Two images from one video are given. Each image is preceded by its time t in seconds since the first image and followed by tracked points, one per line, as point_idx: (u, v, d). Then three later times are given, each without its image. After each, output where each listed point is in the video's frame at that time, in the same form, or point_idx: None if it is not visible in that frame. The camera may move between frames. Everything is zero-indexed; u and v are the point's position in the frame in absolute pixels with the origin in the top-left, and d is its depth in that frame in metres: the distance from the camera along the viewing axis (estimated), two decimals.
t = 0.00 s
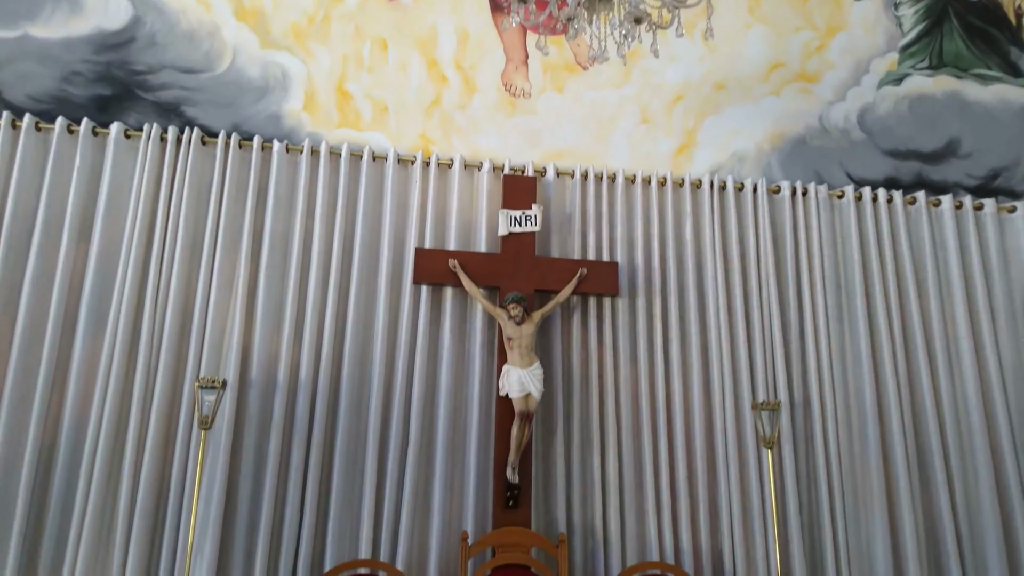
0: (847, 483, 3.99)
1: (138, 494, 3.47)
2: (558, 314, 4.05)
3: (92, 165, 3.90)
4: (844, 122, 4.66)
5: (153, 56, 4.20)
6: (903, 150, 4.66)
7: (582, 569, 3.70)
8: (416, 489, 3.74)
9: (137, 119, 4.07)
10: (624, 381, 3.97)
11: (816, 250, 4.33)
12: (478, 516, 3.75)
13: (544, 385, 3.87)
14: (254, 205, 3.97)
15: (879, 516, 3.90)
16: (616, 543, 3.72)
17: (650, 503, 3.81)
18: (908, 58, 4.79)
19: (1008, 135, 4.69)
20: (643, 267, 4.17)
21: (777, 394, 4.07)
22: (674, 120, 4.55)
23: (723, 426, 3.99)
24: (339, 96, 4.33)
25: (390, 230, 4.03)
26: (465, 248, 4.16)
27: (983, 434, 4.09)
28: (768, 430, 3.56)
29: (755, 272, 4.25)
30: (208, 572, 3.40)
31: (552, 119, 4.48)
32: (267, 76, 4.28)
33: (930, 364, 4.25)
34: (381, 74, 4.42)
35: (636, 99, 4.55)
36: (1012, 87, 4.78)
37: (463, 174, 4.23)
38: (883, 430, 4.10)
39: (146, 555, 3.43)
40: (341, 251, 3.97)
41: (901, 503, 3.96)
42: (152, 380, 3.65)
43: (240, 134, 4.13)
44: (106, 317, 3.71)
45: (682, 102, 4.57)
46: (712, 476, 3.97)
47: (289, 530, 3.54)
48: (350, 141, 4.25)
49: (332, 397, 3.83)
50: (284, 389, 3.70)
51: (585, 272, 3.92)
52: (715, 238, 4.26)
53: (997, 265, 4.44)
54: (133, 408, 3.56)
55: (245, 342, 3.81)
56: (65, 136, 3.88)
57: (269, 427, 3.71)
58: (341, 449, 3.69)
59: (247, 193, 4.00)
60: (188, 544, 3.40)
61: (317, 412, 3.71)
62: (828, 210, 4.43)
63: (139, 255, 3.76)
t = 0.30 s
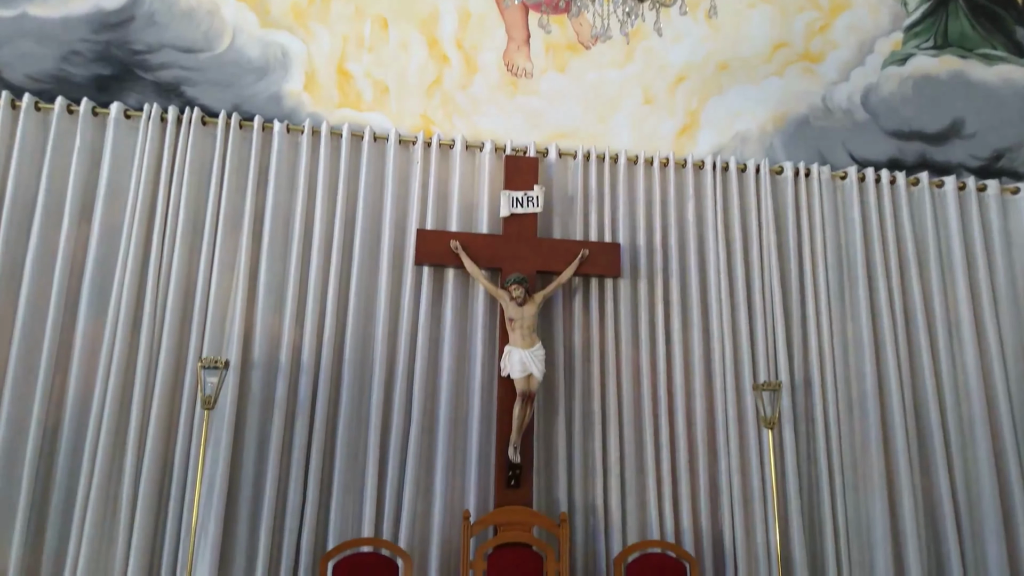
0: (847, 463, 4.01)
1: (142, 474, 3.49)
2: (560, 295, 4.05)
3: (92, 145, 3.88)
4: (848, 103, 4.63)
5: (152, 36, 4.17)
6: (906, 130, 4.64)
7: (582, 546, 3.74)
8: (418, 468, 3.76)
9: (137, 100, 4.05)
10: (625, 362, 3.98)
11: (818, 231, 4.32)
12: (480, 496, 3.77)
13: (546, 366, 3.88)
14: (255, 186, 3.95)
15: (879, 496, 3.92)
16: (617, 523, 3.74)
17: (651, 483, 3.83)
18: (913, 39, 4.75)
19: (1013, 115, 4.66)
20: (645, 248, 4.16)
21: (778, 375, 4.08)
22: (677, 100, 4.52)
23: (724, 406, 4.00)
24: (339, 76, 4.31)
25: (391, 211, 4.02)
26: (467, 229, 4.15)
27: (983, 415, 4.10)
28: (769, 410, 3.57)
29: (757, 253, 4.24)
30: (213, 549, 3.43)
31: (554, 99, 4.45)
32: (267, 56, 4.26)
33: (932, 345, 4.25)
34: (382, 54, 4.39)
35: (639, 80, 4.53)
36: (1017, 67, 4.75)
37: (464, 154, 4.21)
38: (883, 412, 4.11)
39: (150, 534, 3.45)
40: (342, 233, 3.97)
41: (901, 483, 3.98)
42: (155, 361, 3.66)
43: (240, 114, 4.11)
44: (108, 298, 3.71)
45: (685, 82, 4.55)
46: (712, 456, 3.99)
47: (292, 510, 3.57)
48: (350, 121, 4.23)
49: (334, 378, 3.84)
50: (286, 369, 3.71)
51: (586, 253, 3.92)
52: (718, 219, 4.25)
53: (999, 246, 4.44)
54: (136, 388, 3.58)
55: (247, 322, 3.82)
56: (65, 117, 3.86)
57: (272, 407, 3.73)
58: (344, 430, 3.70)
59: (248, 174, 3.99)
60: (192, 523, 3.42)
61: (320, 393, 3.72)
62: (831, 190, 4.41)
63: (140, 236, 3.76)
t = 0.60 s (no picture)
0: (847, 443, 4.03)
1: (146, 453, 3.51)
2: (561, 276, 4.05)
3: (92, 125, 3.87)
4: (851, 82, 4.60)
5: (150, 14, 4.14)
6: (910, 109, 4.62)
7: (583, 524, 3.78)
8: (420, 448, 3.77)
9: (135, 79, 4.03)
10: (626, 342, 3.99)
11: (820, 210, 4.30)
12: (481, 474, 3.80)
13: (547, 346, 3.89)
14: (255, 165, 3.94)
15: (878, 476, 3.94)
16: (618, 502, 3.77)
17: (651, 462, 3.85)
18: (917, 16, 4.70)
19: (1018, 94, 4.63)
20: (646, 229, 4.16)
21: (779, 355, 4.08)
22: (679, 79, 4.49)
23: (724, 386, 4.01)
24: (339, 55, 4.28)
25: (392, 191, 4.01)
26: (468, 209, 4.14)
27: (983, 396, 4.12)
28: (769, 390, 3.57)
29: (759, 233, 4.23)
30: (216, 528, 3.46)
31: (555, 78, 4.42)
32: (266, 35, 4.22)
33: (933, 326, 4.25)
34: (382, 32, 4.35)
35: (641, 58, 4.49)
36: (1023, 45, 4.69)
37: (464, 134, 4.19)
38: (883, 392, 4.12)
39: (155, 512, 3.48)
40: (343, 213, 3.96)
41: (900, 463, 4.00)
42: (156, 341, 3.66)
43: (239, 93, 4.09)
44: (109, 277, 3.72)
45: (687, 61, 4.51)
46: (712, 435, 4.01)
47: (296, 488, 3.59)
48: (350, 101, 4.21)
49: (336, 358, 3.85)
50: (288, 349, 3.72)
51: (587, 233, 3.91)
52: (719, 199, 4.24)
53: (1001, 226, 4.43)
54: (138, 368, 3.59)
55: (248, 302, 3.82)
56: (64, 96, 3.84)
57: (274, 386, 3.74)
58: (345, 409, 3.72)
59: (248, 153, 3.97)
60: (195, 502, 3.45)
61: (322, 372, 3.73)
62: (833, 170, 4.40)
63: (141, 216, 3.75)
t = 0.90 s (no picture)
0: (846, 421, 4.04)
1: (149, 430, 3.53)
2: (562, 254, 4.05)
3: (90, 102, 3.85)
4: (855, 58, 4.56)
5: None
6: (913, 86, 4.58)
7: (583, 501, 3.80)
8: (421, 425, 3.79)
9: (133, 56, 4.00)
10: (627, 320, 3.99)
11: (822, 187, 4.28)
12: (482, 452, 3.81)
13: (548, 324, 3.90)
14: (254, 143, 3.92)
15: (877, 453, 3.96)
16: (618, 478, 3.79)
17: (651, 439, 3.87)
18: None
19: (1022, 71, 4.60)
20: (647, 207, 4.14)
21: (780, 333, 4.08)
22: (682, 56, 4.46)
23: (724, 364, 4.02)
24: (338, 31, 4.24)
25: (392, 169, 3.99)
26: (469, 187, 4.13)
27: (983, 374, 4.12)
28: (769, 366, 3.59)
29: (760, 211, 4.22)
30: (219, 504, 3.48)
31: (556, 55, 4.39)
32: (265, 11, 4.19)
33: (934, 304, 4.25)
34: (382, 8, 4.32)
35: (643, 35, 4.45)
36: None
37: (465, 111, 4.16)
38: (883, 370, 4.13)
39: (158, 488, 3.51)
40: (343, 191, 3.95)
41: (899, 441, 4.01)
42: (158, 319, 3.67)
43: (238, 70, 4.06)
44: (110, 255, 3.71)
45: (689, 37, 4.47)
46: (712, 413, 4.02)
47: (298, 465, 3.61)
48: (350, 78, 4.18)
49: (337, 336, 3.85)
50: (289, 327, 3.72)
51: (588, 211, 3.90)
52: (721, 177, 4.23)
53: (1004, 204, 4.41)
54: (140, 345, 3.59)
55: (249, 280, 3.82)
56: (62, 73, 3.81)
57: (276, 364, 3.75)
58: (347, 387, 3.73)
59: (247, 130, 3.95)
60: (199, 476, 3.47)
61: (323, 351, 3.74)
62: (836, 147, 4.38)
63: (141, 194, 3.74)
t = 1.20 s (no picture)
0: (846, 398, 4.06)
1: (152, 407, 3.55)
2: (562, 232, 4.04)
3: (88, 78, 3.82)
4: (859, 33, 4.53)
5: None
6: (917, 62, 4.54)
7: (584, 477, 3.83)
8: (423, 402, 3.80)
9: (131, 31, 3.97)
10: (628, 298, 3.99)
11: (825, 164, 4.26)
12: (483, 429, 3.83)
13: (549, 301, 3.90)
14: (254, 120, 3.90)
15: (877, 430, 3.98)
16: (618, 455, 3.81)
17: (652, 416, 3.89)
18: None
19: None
20: (649, 184, 4.12)
21: (781, 310, 4.08)
22: (684, 31, 4.42)
23: (725, 341, 4.02)
24: (337, 6, 4.20)
25: (393, 146, 3.97)
26: (470, 164, 4.10)
27: (983, 350, 4.13)
28: (770, 343, 3.62)
29: (762, 188, 4.20)
30: (223, 481, 3.50)
31: (557, 30, 4.35)
32: None
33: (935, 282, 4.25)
34: None
35: (645, 9, 4.41)
36: None
37: (466, 87, 4.13)
38: (884, 347, 4.14)
39: (161, 465, 3.53)
40: (343, 168, 3.93)
41: (899, 418, 4.03)
42: (160, 297, 3.67)
43: (237, 46, 4.02)
44: (110, 233, 3.71)
45: (691, 12, 4.43)
46: (713, 390, 4.03)
47: (301, 442, 3.63)
48: (349, 54, 4.15)
49: (339, 314, 3.86)
50: (291, 304, 3.73)
51: (590, 188, 3.89)
52: (723, 153, 4.21)
53: (1007, 181, 4.39)
54: (141, 323, 3.60)
55: (250, 257, 3.82)
56: (59, 49, 3.78)
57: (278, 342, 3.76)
58: (349, 364, 3.74)
59: (247, 107, 3.92)
60: (202, 453, 3.49)
61: (325, 328, 3.75)
62: (839, 124, 4.35)
63: (141, 171, 3.73)
